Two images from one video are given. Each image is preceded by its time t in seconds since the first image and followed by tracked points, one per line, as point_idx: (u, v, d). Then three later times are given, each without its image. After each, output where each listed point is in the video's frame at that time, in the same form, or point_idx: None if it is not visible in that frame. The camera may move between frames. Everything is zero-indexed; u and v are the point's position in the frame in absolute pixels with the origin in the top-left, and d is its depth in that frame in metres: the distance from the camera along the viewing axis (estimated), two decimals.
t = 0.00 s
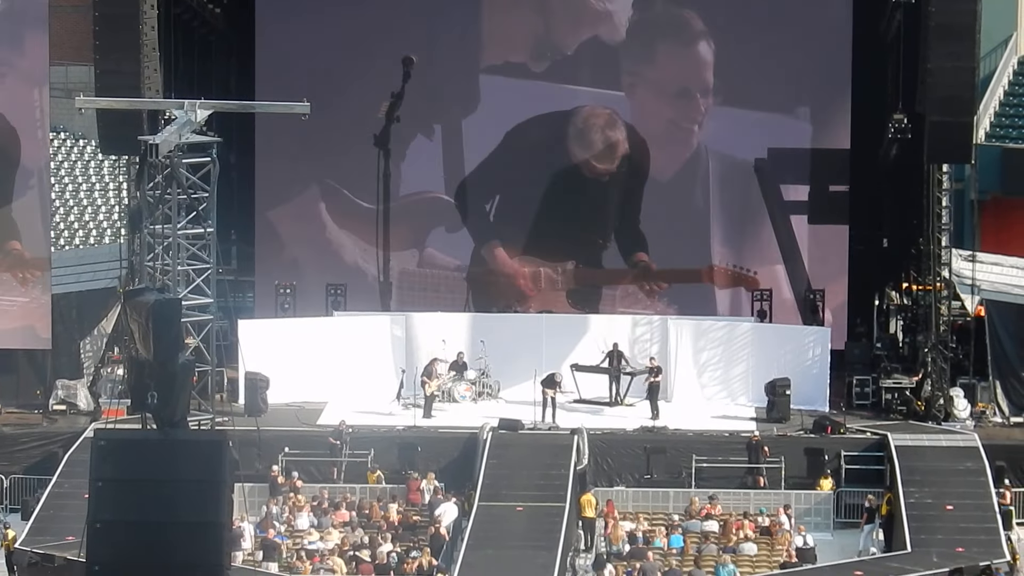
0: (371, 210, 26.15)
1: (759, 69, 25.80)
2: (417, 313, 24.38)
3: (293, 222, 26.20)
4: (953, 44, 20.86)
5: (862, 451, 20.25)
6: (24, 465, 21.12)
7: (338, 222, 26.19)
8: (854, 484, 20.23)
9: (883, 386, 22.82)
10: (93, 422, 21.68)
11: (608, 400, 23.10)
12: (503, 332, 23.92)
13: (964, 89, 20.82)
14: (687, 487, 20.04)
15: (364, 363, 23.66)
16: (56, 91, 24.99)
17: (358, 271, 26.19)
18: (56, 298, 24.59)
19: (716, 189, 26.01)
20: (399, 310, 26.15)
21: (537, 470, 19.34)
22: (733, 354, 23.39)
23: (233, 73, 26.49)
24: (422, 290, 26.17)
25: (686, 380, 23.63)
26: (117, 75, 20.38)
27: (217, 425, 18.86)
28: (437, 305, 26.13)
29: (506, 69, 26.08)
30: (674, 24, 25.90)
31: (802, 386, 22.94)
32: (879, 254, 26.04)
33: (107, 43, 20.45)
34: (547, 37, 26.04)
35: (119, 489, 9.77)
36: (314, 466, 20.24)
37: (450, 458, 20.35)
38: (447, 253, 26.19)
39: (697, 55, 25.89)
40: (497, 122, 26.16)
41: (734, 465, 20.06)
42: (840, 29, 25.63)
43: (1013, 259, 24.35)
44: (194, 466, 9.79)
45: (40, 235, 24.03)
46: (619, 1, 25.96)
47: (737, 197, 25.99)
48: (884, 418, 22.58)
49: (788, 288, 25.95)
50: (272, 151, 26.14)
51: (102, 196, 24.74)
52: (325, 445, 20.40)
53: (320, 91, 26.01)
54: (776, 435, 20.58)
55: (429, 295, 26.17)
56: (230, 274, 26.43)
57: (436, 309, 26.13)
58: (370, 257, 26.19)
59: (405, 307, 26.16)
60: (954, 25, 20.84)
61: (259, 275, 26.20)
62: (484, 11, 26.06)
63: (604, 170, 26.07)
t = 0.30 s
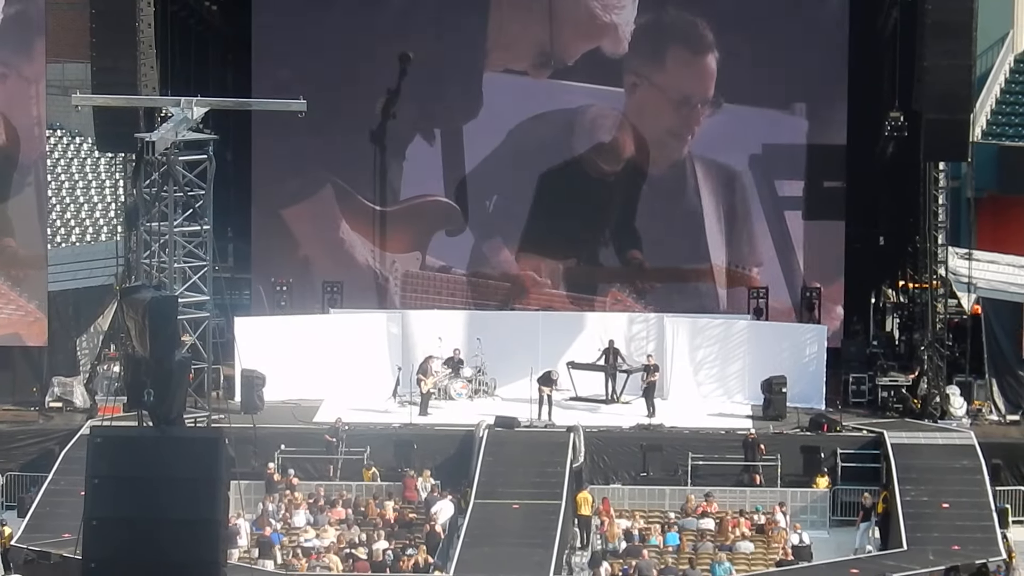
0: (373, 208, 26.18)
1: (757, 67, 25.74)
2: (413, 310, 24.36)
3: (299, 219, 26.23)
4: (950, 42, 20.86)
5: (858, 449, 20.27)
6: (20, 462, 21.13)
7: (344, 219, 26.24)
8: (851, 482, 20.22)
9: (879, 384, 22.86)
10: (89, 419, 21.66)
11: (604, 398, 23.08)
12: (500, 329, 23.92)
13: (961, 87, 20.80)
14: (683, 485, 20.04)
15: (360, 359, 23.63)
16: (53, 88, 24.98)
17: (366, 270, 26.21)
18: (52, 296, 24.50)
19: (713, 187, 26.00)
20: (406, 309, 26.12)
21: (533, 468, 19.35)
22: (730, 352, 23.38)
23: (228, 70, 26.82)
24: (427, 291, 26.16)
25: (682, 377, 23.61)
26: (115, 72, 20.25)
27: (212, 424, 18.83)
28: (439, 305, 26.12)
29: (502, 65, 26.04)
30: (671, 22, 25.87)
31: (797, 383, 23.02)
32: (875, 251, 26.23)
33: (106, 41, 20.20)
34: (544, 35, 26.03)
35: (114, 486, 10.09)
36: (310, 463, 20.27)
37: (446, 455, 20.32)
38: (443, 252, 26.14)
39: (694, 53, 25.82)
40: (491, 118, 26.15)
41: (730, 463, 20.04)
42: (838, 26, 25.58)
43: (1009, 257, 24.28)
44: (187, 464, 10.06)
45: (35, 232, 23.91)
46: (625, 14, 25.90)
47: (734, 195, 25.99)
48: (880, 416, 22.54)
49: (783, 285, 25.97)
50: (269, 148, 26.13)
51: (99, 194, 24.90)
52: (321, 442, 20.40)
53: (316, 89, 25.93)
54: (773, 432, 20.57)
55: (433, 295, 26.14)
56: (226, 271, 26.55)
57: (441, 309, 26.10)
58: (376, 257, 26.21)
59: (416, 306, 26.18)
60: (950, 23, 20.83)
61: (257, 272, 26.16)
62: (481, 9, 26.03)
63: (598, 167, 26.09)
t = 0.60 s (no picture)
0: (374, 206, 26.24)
1: (754, 64, 25.74)
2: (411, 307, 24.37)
3: (293, 215, 26.19)
4: (948, 39, 20.85)
5: (855, 446, 20.27)
6: (17, 459, 21.12)
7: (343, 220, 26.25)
8: (848, 479, 20.22)
9: (876, 381, 22.78)
10: (86, 415, 21.65)
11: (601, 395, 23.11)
12: (497, 326, 23.91)
13: (958, 84, 20.82)
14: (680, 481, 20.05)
15: (357, 356, 23.60)
16: (51, 84, 24.95)
17: (363, 268, 26.21)
18: (50, 292, 24.54)
19: (711, 184, 26.01)
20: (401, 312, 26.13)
21: (530, 463, 19.36)
22: (727, 349, 23.39)
23: (225, 69, 26.37)
24: (423, 290, 26.16)
25: (680, 375, 23.54)
26: (112, 70, 20.34)
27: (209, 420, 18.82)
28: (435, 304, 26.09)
29: (500, 62, 26.03)
30: (669, 19, 25.87)
31: (795, 380, 23.08)
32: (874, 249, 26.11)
33: (103, 39, 20.34)
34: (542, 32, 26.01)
35: (113, 483, 10.15)
36: (307, 459, 20.29)
37: (443, 452, 20.31)
38: (442, 248, 26.21)
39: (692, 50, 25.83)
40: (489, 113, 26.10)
41: (727, 460, 20.03)
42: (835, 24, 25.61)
43: (1007, 253, 24.24)
44: (184, 461, 10.11)
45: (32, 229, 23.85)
46: (619, 12, 25.91)
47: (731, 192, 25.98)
48: (877, 413, 22.57)
49: (779, 283, 25.94)
50: (267, 145, 26.12)
51: (96, 190, 24.80)
52: (318, 439, 20.39)
53: (314, 86, 25.92)
54: (770, 429, 20.57)
55: (429, 295, 26.14)
56: (223, 268, 26.66)
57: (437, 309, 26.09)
58: (373, 254, 26.24)
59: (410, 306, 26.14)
60: (948, 20, 20.83)
61: (254, 268, 26.09)
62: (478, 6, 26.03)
63: (595, 163, 26.12)
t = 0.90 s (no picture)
0: (368, 202, 26.20)
1: (751, 62, 25.78)
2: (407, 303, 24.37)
3: (279, 210, 26.14)
4: (944, 36, 20.86)
5: (852, 443, 20.28)
6: (14, 455, 21.11)
7: (333, 215, 26.19)
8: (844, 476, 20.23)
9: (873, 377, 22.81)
10: (83, 412, 21.63)
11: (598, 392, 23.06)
12: (493, 323, 23.87)
13: (954, 82, 20.83)
14: (677, 478, 20.04)
15: (353, 352, 23.60)
16: (48, 80, 24.99)
17: (353, 259, 26.17)
18: (47, 288, 24.59)
19: (708, 181, 26.01)
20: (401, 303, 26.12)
21: (527, 460, 19.37)
22: (724, 345, 23.38)
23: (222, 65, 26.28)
24: (422, 283, 26.13)
25: (676, 373, 23.56)
26: (109, 66, 20.34)
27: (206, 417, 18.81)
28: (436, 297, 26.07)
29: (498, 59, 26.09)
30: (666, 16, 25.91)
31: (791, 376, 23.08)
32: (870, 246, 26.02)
33: (100, 35, 20.35)
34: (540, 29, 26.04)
35: (109, 479, 10.33)
36: (304, 456, 20.26)
37: (439, 448, 20.30)
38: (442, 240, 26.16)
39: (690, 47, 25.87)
40: (488, 109, 26.18)
41: (724, 456, 20.06)
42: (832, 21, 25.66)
43: (1003, 250, 24.23)
44: (181, 457, 10.32)
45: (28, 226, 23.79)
46: None
47: (728, 189, 26.00)
48: (873, 409, 22.57)
49: (773, 279, 25.94)
50: (264, 141, 26.15)
51: (93, 186, 24.78)
52: (315, 435, 20.38)
53: (311, 82, 25.94)
54: (766, 426, 20.59)
55: (429, 287, 26.11)
56: (219, 263, 26.30)
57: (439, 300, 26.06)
58: (368, 247, 26.17)
59: (408, 298, 26.13)
60: (944, 17, 20.86)
61: (251, 264, 26.06)
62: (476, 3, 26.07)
63: (592, 158, 26.10)
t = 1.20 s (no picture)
0: (362, 184, 26.30)
1: (749, 62, 25.81)
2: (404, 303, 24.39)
3: (278, 209, 26.21)
4: (941, 36, 20.88)
5: (849, 443, 20.23)
6: (11, 455, 21.08)
7: (329, 205, 26.32)
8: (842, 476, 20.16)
9: (869, 377, 22.66)
10: (80, 411, 21.62)
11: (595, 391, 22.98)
12: (489, 322, 23.84)
13: (952, 81, 20.81)
14: (674, 478, 20.03)
15: (351, 351, 23.61)
16: (44, 80, 25.14)
17: (358, 246, 26.33)
18: (44, 289, 24.45)
19: (706, 181, 26.08)
20: (416, 278, 26.32)
21: (524, 459, 19.37)
22: (721, 345, 23.40)
23: (219, 65, 25.99)
24: (432, 256, 26.29)
25: (673, 372, 23.56)
26: (106, 65, 20.31)
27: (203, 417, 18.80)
28: (449, 268, 26.22)
29: (496, 59, 26.22)
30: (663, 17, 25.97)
31: (789, 375, 23.18)
32: (866, 247, 25.73)
33: (97, 34, 20.33)
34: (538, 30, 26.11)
35: (109, 477, 10.65)
36: (301, 455, 20.23)
37: (436, 448, 20.30)
38: (442, 206, 26.29)
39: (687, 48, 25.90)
40: (489, 109, 26.27)
41: (721, 456, 20.06)
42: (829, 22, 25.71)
43: (1001, 250, 24.39)
44: (179, 456, 10.64)
45: (24, 227, 23.59)
46: None
47: (728, 190, 26.07)
48: (871, 409, 22.61)
49: (773, 278, 26.02)
50: (262, 141, 26.20)
51: (89, 184, 24.86)
52: (313, 435, 20.38)
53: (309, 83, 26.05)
54: (763, 425, 20.61)
55: (439, 259, 26.27)
56: (217, 264, 25.89)
57: (453, 273, 26.22)
58: (369, 229, 26.33)
59: (421, 272, 26.31)
60: (941, 17, 20.88)
61: (249, 264, 26.13)
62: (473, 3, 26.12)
63: (594, 158, 26.18)
